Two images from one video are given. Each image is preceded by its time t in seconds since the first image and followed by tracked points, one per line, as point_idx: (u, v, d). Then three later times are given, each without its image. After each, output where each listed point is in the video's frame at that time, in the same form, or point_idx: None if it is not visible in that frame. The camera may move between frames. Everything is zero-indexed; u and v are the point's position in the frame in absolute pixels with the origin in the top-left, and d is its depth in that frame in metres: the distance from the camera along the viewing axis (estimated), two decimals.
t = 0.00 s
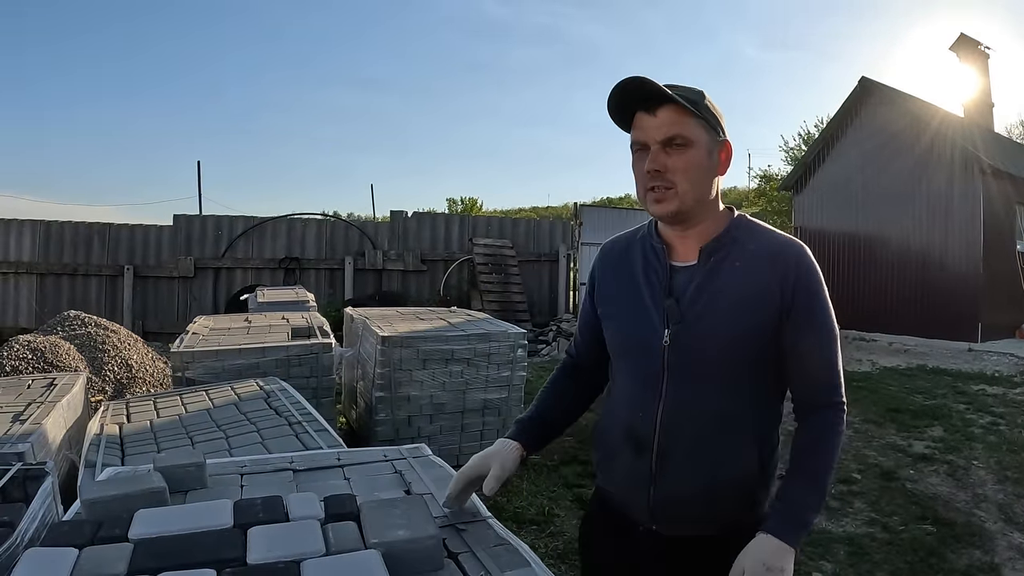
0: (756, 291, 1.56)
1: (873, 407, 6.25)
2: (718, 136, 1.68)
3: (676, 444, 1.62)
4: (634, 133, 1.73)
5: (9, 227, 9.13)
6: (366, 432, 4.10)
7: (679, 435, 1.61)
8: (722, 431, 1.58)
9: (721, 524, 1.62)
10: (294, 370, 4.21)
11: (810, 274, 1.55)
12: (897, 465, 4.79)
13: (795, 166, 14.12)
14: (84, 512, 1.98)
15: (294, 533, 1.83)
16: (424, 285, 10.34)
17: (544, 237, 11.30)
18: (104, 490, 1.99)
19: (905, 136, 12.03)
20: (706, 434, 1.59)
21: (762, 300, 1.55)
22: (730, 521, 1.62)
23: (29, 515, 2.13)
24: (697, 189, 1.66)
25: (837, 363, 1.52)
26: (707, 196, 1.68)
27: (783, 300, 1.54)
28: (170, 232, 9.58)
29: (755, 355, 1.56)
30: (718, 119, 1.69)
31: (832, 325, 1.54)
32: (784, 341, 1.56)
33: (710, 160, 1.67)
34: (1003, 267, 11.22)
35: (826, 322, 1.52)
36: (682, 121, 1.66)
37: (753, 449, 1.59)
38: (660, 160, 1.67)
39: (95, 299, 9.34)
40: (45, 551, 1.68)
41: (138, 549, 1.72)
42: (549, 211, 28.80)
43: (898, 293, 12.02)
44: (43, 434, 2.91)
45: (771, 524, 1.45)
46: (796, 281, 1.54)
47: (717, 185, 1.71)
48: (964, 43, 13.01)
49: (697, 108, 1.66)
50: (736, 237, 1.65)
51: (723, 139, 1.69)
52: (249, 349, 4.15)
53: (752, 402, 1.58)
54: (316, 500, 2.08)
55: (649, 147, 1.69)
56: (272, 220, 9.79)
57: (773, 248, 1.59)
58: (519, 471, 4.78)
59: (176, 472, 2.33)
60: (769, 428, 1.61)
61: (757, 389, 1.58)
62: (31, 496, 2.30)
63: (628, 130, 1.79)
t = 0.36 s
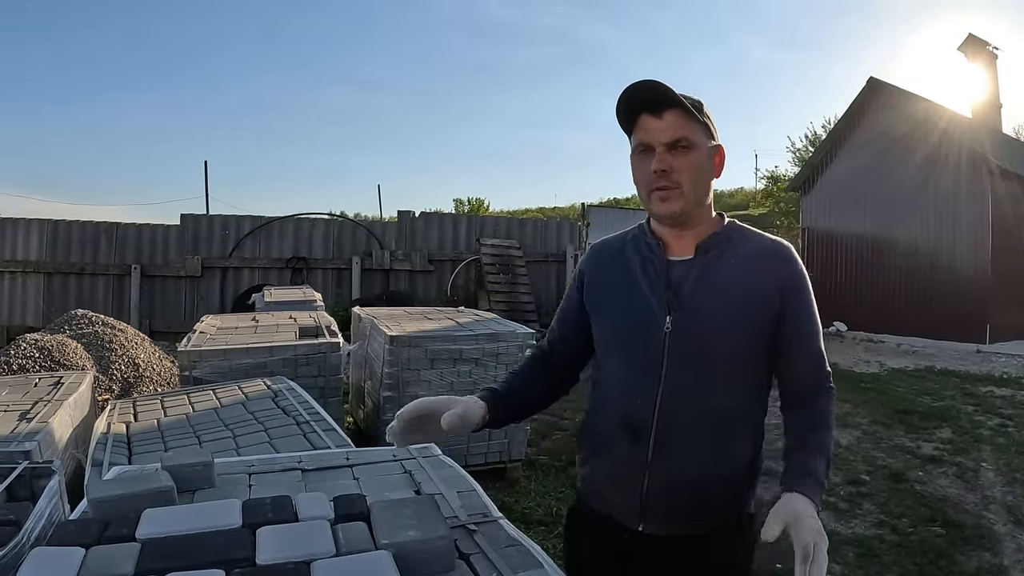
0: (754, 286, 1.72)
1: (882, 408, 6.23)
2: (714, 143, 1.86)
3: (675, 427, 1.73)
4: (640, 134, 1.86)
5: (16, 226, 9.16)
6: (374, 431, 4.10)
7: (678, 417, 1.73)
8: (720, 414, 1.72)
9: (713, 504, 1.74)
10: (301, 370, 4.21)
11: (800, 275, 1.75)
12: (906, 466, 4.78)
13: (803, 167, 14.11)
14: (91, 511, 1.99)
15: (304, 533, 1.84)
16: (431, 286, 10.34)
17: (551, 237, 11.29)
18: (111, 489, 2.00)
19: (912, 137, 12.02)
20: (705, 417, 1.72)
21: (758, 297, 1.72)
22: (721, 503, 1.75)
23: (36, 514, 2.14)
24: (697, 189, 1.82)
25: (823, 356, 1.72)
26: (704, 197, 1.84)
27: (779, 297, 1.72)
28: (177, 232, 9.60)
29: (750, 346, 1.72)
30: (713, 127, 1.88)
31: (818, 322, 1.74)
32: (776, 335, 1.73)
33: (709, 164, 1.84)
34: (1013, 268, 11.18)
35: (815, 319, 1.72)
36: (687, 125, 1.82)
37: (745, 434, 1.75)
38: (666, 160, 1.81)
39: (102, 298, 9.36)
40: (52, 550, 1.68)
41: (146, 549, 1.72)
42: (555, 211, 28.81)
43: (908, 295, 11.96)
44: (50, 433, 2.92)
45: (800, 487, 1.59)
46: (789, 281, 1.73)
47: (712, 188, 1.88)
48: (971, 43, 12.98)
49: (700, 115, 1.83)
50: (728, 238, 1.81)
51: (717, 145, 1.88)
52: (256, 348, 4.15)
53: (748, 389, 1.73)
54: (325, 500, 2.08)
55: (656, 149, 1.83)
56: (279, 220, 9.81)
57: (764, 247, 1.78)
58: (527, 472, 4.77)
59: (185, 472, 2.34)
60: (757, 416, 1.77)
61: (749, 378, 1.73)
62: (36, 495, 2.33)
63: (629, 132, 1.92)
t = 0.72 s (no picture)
0: (711, 285, 1.84)
1: (891, 409, 6.24)
2: (673, 151, 1.95)
3: (635, 418, 1.85)
4: (602, 141, 1.95)
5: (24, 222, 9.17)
6: (384, 429, 4.11)
7: (638, 407, 1.84)
8: (679, 406, 1.83)
9: (675, 491, 1.84)
10: (312, 367, 4.22)
11: (757, 275, 1.86)
12: (915, 467, 4.79)
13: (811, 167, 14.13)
14: (107, 507, 1.99)
15: (324, 530, 1.84)
16: (440, 284, 10.33)
17: (559, 236, 11.29)
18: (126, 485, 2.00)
19: (921, 139, 12.08)
20: (663, 409, 1.83)
21: (714, 293, 1.83)
22: (683, 493, 1.85)
23: (50, 510, 2.15)
24: (653, 196, 1.92)
25: (778, 350, 1.83)
26: (662, 203, 1.94)
27: (734, 295, 1.84)
28: (186, 229, 9.62)
29: (707, 340, 1.83)
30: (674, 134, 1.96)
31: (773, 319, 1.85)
32: (733, 329, 1.84)
33: (667, 171, 1.94)
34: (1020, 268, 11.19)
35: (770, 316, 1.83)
36: (647, 134, 1.91)
37: (706, 425, 1.84)
38: (625, 168, 1.91)
39: (110, 295, 9.37)
40: (70, 546, 1.68)
41: (164, 546, 1.72)
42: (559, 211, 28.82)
43: (914, 296, 11.98)
44: (61, 429, 2.93)
45: (755, 483, 1.64)
46: (745, 279, 1.84)
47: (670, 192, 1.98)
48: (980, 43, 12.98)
49: (660, 124, 1.92)
50: (684, 241, 1.93)
51: (676, 153, 1.97)
52: (267, 345, 4.16)
53: (706, 383, 1.84)
54: (344, 496, 2.08)
55: (616, 156, 1.92)
56: (287, 219, 9.87)
57: (722, 249, 1.90)
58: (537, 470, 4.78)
59: (201, 467, 2.35)
60: (718, 408, 1.86)
61: (709, 371, 1.84)
62: (52, 489, 2.33)
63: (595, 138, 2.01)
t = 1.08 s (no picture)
0: (687, 279, 1.85)
1: (898, 408, 6.24)
2: (632, 140, 1.87)
3: (611, 415, 1.86)
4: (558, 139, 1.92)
5: (32, 220, 9.19)
6: (393, 426, 4.12)
7: (613, 402, 1.85)
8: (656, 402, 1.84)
9: (654, 486, 1.86)
10: (321, 364, 4.23)
11: (735, 265, 1.88)
12: (923, 466, 4.79)
13: (818, 167, 14.14)
14: (117, 501, 1.99)
15: (339, 524, 1.81)
16: (446, 282, 10.35)
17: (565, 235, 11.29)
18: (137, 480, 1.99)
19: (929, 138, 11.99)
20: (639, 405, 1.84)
21: (689, 288, 1.85)
22: (661, 490, 1.87)
23: (60, 505, 2.15)
24: (611, 192, 1.88)
25: (756, 343, 1.86)
26: (623, 197, 1.89)
27: (711, 288, 1.85)
28: (192, 227, 9.65)
29: (683, 335, 1.85)
30: (636, 122, 1.87)
31: (752, 311, 1.87)
32: (711, 323, 1.87)
33: (627, 164, 1.86)
34: None
35: (749, 308, 1.86)
36: (597, 130, 1.84)
37: (683, 420, 1.86)
38: (577, 167, 1.87)
39: (117, 293, 9.39)
40: (82, 541, 1.68)
41: (177, 540, 1.71)
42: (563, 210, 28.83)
43: (922, 295, 11.98)
44: (71, 424, 2.94)
45: (759, 522, 1.74)
46: (722, 272, 1.86)
47: (634, 184, 1.91)
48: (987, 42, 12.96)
49: (610, 117, 1.84)
50: (655, 232, 1.93)
51: (637, 141, 1.88)
52: (275, 342, 4.17)
53: (683, 378, 1.86)
54: (358, 490, 2.07)
55: (569, 154, 1.88)
56: (295, 217, 9.88)
57: (699, 240, 1.91)
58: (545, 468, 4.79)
59: (212, 462, 2.35)
60: (696, 403, 1.89)
61: (686, 365, 1.86)
62: (61, 485, 2.33)
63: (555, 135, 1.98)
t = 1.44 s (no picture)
0: (680, 269, 1.84)
1: (904, 406, 6.24)
2: (620, 125, 1.86)
3: (603, 409, 1.86)
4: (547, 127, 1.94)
5: (37, 216, 9.21)
6: (398, 422, 4.13)
7: (606, 395, 1.85)
8: (649, 395, 1.84)
9: (649, 480, 1.86)
10: (327, 359, 4.24)
11: (730, 253, 1.84)
12: (930, 463, 4.79)
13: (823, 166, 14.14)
14: (121, 491, 1.98)
15: (345, 514, 1.80)
16: (452, 280, 10.37)
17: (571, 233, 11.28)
18: (141, 470, 1.99)
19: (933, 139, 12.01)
20: (631, 398, 1.84)
21: (683, 278, 1.83)
22: (657, 483, 1.87)
23: (63, 497, 2.15)
24: (599, 178, 1.88)
25: (752, 332, 1.81)
26: (613, 182, 1.89)
27: (705, 277, 1.83)
28: (198, 223, 9.67)
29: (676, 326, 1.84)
30: (623, 107, 1.86)
31: (749, 299, 1.83)
32: (706, 313, 1.84)
33: (612, 149, 1.86)
34: None
35: (745, 297, 1.82)
36: (581, 117, 1.85)
37: (678, 413, 1.85)
38: (563, 154, 1.89)
39: (122, 289, 9.41)
40: (86, 530, 1.67)
41: (180, 530, 1.70)
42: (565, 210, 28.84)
43: (926, 295, 11.99)
44: (76, 417, 2.94)
45: (737, 518, 1.73)
46: (718, 260, 1.83)
47: (623, 170, 1.90)
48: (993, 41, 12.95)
49: (595, 102, 1.84)
50: (650, 221, 1.92)
51: (626, 126, 1.87)
52: (281, 337, 4.18)
53: (676, 370, 1.85)
54: (363, 481, 2.07)
55: (556, 141, 1.90)
56: (300, 214, 9.89)
57: (697, 227, 1.89)
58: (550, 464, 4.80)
59: (217, 453, 2.35)
60: (692, 394, 1.87)
61: (680, 357, 1.85)
62: (65, 476, 2.32)
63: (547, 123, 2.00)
